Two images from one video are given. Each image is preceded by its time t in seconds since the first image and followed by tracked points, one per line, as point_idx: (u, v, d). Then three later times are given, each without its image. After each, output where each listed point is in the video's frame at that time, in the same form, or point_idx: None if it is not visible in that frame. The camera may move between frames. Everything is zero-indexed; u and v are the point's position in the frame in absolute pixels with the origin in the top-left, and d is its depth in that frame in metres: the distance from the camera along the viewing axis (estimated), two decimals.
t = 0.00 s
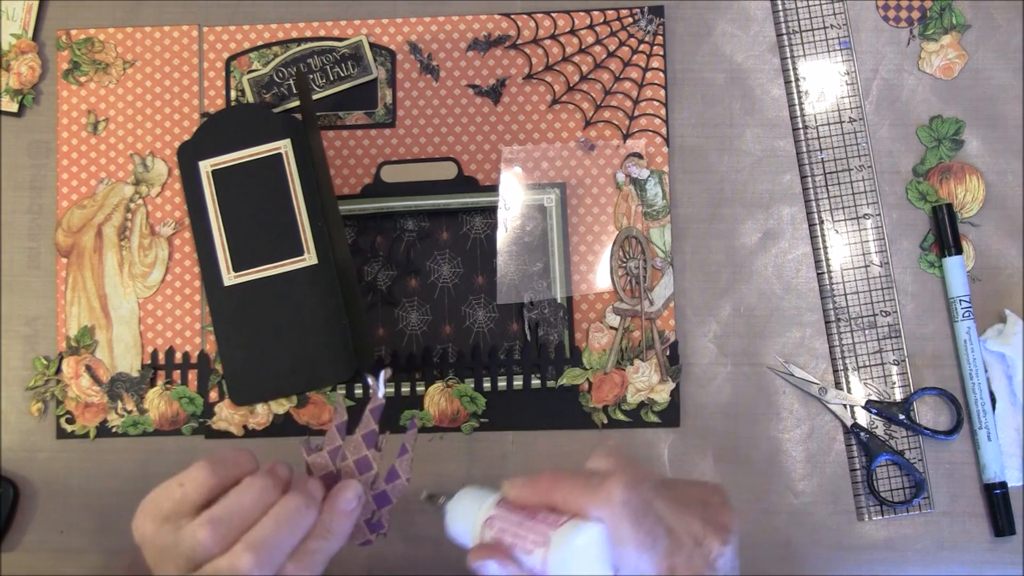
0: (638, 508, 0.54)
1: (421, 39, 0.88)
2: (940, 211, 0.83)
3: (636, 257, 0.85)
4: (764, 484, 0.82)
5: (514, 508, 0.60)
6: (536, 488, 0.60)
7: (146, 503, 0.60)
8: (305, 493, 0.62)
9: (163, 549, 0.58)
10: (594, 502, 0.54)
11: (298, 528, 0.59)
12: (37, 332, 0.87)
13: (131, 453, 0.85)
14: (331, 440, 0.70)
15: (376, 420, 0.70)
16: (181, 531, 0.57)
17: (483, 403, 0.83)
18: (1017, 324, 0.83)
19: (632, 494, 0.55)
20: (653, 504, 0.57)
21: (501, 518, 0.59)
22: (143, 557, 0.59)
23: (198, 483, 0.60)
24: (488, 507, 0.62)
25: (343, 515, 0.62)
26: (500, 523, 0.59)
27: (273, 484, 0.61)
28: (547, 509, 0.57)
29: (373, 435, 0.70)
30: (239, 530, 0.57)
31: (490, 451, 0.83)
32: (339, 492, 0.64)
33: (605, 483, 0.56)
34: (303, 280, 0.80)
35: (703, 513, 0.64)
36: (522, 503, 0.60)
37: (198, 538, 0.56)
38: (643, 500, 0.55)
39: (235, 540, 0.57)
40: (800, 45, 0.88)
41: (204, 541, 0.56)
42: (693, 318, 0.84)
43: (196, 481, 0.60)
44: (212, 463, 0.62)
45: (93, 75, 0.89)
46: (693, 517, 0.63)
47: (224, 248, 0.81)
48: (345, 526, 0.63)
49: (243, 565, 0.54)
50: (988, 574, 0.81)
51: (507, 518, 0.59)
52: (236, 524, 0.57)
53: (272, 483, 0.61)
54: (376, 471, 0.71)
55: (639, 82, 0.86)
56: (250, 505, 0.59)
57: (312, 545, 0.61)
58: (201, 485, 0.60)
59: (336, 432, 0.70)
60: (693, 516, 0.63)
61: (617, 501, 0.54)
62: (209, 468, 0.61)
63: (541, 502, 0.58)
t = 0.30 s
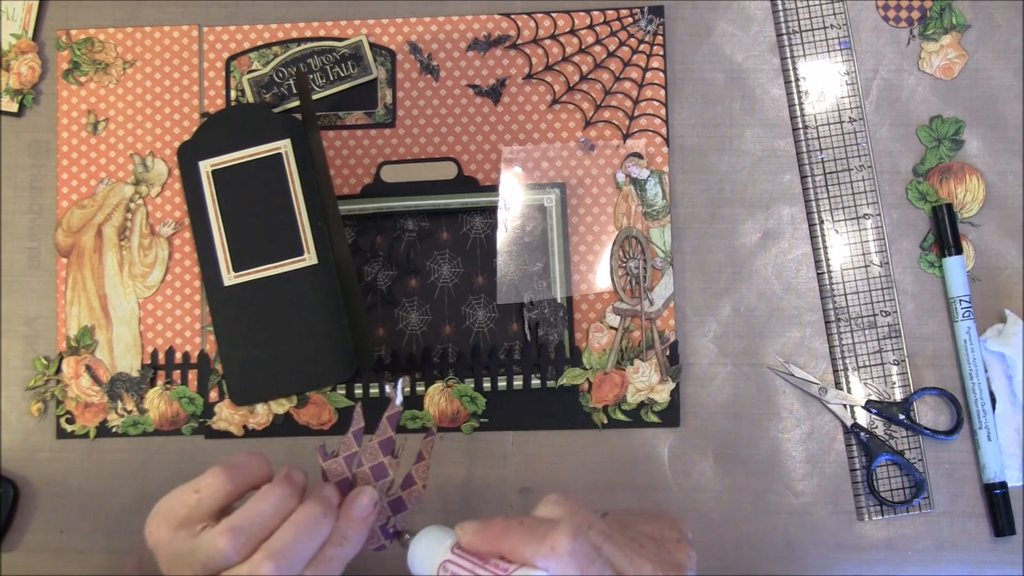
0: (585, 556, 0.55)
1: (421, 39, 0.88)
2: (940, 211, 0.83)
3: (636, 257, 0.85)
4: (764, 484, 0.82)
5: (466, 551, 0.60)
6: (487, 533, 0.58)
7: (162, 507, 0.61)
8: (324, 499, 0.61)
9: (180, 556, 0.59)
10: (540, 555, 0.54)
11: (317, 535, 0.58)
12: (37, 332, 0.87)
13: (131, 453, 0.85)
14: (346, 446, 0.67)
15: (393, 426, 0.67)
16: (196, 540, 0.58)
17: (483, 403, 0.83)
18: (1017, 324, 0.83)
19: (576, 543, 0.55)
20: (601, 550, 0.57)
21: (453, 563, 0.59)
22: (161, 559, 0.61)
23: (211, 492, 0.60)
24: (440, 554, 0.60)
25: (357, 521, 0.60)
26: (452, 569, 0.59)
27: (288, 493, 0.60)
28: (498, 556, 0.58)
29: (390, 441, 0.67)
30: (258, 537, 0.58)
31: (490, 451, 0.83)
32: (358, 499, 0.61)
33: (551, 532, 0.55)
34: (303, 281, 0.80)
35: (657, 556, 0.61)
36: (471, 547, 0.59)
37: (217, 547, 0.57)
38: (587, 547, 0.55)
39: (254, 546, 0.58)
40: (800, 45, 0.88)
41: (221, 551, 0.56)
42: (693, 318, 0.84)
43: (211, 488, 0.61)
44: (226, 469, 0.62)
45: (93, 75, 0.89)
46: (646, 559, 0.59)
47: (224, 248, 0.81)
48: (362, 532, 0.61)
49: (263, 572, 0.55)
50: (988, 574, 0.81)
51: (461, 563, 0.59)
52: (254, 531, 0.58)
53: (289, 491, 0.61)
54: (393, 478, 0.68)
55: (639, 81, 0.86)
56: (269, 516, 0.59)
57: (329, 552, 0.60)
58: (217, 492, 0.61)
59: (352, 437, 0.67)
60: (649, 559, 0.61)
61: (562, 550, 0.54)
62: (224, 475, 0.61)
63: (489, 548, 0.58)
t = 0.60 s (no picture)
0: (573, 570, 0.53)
1: (421, 39, 0.88)
2: (940, 211, 0.83)
3: (636, 257, 0.85)
4: (764, 484, 0.82)
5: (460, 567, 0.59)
6: (476, 549, 0.57)
7: (165, 505, 0.61)
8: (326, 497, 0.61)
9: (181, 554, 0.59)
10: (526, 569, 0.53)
11: (319, 534, 0.58)
12: (37, 332, 0.87)
13: (132, 453, 0.85)
14: (350, 445, 0.67)
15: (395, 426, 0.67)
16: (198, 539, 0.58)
17: (483, 403, 0.83)
18: (1017, 324, 0.83)
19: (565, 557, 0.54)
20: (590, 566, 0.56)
21: None
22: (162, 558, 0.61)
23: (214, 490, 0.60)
24: (432, 570, 0.59)
25: (359, 520, 0.60)
26: None
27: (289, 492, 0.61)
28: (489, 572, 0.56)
29: (393, 441, 0.67)
30: (259, 535, 0.58)
31: (490, 451, 0.83)
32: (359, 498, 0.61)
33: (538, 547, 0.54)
34: (303, 281, 0.80)
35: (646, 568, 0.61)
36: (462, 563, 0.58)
37: (218, 544, 0.56)
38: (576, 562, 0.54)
39: (254, 544, 0.58)
40: (800, 45, 0.88)
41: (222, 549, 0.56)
42: (693, 318, 0.85)
43: (215, 486, 0.60)
44: (229, 467, 0.62)
45: (93, 75, 0.89)
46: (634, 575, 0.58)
47: (224, 248, 0.81)
48: (364, 531, 0.61)
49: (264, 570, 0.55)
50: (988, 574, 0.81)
51: None
52: (256, 529, 0.58)
53: (291, 489, 0.61)
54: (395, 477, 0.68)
55: (639, 82, 0.86)
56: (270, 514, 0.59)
57: (331, 551, 0.60)
58: (220, 491, 0.60)
59: (355, 437, 0.67)
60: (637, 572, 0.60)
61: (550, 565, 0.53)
62: (227, 473, 0.61)
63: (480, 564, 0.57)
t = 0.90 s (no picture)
0: (602, 545, 0.55)
1: (421, 39, 0.88)
2: (940, 211, 0.83)
3: (636, 257, 0.85)
4: (764, 484, 0.82)
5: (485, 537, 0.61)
6: (505, 520, 0.59)
7: (164, 508, 0.61)
8: (324, 502, 0.61)
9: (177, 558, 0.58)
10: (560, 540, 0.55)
11: (316, 539, 0.58)
12: (38, 332, 0.87)
13: (132, 453, 0.85)
14: (349, 451, 0.67)
15: (394, 433, 0.67)
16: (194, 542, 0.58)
17: (483, 403, 0.83)
18: (1017, 324, 0.83)
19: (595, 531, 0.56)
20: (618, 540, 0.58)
21: (471, 546, 0.61)
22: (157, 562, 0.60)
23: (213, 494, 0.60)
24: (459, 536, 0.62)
25: (356, 527, 0.61)
26: (469, 551, 0.61)
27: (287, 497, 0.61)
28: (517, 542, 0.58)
29: (392, 448, 0.67)
30: (255, 539, 0.57)
31: (490, 451, 0.83)
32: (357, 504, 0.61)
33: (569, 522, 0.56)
34: (303, 280, 0.80)
35: (673, 546, 0.60)
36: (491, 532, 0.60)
37: (215, 547, 0.56)
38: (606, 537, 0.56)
39: (251, 548, 0.57)
40: (800, 45, 0.88)
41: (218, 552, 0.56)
42: (693, 318, 0.85)
43: (214, 490, 0.60)
44: (228, 472, 0.62)
45: (93, 75, 0.89)
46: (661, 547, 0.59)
47: (224, 248, 0.81)
48: (360, 538, 0.61)
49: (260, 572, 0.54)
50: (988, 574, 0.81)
51: (478, 547, 0.60)
52: (253, 533, 0.57)
53: (289, 494, 0.61)
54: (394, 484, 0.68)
55: (639, 81, 0.86)
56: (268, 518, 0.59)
57: (328, 557, 0.60)
58: (218, 494, 0.60)
59: (354, 443, 0.67)
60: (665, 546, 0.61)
61: (583, 538, 0.55)
62: (225, 478, 0.61)
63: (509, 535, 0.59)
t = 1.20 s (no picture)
0: (635, 519, 0.54)
1: (421, 39, 0.88)
2: (940, 211, 0.83)
3: (636, 257, 0.85)
4: (764, 485, 0.82)
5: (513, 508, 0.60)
6: (535, 492, 0.58)
7: (166, 516, 0.61)
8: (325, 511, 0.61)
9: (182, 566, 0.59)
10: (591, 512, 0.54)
11: (316, 549, 0.58)
12: (37, 332, 0.87)
13: (132, 453, 0.85)
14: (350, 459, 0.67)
15: (393, 442, 0.66)
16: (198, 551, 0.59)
17: (483, 403, 0.83)
18: (1017, 324, 0.83)
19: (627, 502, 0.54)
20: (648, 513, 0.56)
21: (499, 515, 0.59)
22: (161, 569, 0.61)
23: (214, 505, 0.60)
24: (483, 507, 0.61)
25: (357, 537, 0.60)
26: (496, 520, 0.59)
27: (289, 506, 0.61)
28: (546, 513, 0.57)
29: (392, 456, 0.67)
30: (258, 549, 0.58)
31: (490, 451, 0.83)
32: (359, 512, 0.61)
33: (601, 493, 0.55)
34: (303, 281, 0.80)
35: (702, 523, 0.59)
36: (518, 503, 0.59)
37: (217, 557, 0.57)
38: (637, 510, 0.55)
39: (253, 557, 0.58)
40: (800, 45, 0.88)
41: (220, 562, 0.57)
42: (693, 318, 0.85)
43: (214, 499, 0.60)
44: (228, 480, 0.62)
45: (93, 75, 0.89)
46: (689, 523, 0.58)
47: (224, 248, 0.81)
48: (361, 547, 0.61)
49: None
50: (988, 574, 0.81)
51: (506, 517, 0.59)
52: (254, 543, 0.58)
53: (291, 503, 0.61)
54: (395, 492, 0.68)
55: (639, 82, 0.86)
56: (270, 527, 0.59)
57: (329, 566, 0.60)
58: (218, 503, 0.60)
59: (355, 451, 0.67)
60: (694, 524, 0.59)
61: (615, 510, 0.54)
62: (226, 486, 0.61)
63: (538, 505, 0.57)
